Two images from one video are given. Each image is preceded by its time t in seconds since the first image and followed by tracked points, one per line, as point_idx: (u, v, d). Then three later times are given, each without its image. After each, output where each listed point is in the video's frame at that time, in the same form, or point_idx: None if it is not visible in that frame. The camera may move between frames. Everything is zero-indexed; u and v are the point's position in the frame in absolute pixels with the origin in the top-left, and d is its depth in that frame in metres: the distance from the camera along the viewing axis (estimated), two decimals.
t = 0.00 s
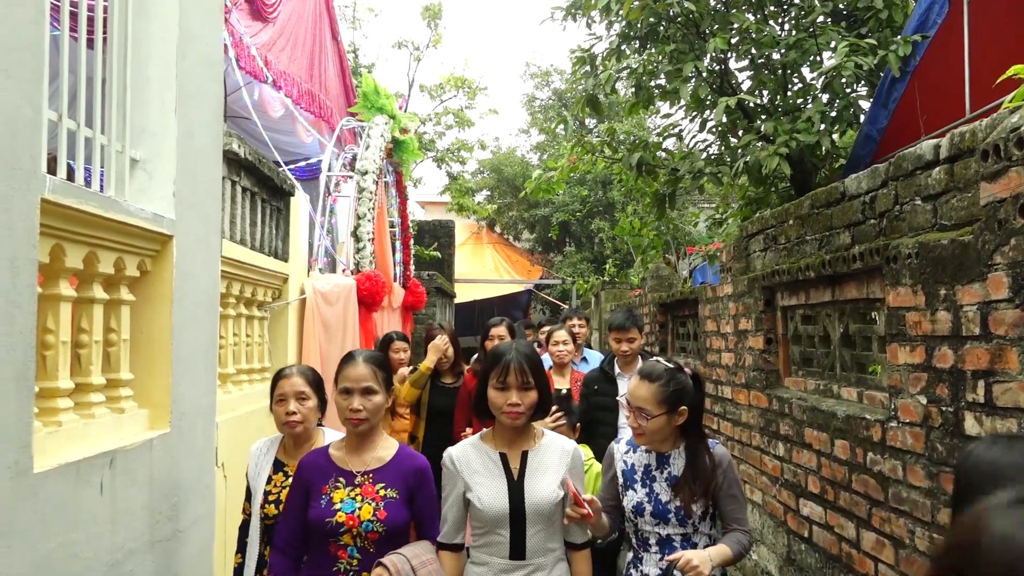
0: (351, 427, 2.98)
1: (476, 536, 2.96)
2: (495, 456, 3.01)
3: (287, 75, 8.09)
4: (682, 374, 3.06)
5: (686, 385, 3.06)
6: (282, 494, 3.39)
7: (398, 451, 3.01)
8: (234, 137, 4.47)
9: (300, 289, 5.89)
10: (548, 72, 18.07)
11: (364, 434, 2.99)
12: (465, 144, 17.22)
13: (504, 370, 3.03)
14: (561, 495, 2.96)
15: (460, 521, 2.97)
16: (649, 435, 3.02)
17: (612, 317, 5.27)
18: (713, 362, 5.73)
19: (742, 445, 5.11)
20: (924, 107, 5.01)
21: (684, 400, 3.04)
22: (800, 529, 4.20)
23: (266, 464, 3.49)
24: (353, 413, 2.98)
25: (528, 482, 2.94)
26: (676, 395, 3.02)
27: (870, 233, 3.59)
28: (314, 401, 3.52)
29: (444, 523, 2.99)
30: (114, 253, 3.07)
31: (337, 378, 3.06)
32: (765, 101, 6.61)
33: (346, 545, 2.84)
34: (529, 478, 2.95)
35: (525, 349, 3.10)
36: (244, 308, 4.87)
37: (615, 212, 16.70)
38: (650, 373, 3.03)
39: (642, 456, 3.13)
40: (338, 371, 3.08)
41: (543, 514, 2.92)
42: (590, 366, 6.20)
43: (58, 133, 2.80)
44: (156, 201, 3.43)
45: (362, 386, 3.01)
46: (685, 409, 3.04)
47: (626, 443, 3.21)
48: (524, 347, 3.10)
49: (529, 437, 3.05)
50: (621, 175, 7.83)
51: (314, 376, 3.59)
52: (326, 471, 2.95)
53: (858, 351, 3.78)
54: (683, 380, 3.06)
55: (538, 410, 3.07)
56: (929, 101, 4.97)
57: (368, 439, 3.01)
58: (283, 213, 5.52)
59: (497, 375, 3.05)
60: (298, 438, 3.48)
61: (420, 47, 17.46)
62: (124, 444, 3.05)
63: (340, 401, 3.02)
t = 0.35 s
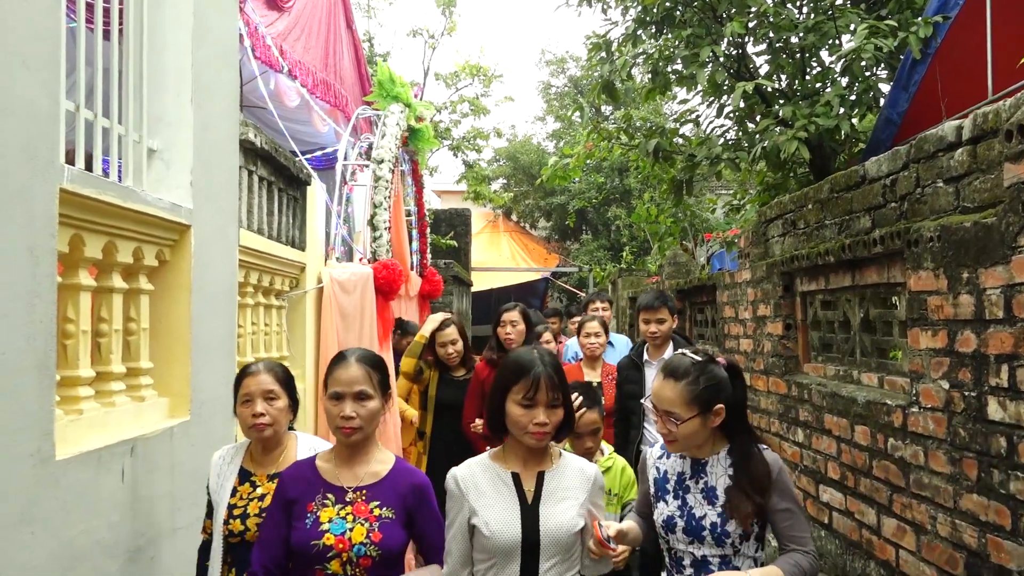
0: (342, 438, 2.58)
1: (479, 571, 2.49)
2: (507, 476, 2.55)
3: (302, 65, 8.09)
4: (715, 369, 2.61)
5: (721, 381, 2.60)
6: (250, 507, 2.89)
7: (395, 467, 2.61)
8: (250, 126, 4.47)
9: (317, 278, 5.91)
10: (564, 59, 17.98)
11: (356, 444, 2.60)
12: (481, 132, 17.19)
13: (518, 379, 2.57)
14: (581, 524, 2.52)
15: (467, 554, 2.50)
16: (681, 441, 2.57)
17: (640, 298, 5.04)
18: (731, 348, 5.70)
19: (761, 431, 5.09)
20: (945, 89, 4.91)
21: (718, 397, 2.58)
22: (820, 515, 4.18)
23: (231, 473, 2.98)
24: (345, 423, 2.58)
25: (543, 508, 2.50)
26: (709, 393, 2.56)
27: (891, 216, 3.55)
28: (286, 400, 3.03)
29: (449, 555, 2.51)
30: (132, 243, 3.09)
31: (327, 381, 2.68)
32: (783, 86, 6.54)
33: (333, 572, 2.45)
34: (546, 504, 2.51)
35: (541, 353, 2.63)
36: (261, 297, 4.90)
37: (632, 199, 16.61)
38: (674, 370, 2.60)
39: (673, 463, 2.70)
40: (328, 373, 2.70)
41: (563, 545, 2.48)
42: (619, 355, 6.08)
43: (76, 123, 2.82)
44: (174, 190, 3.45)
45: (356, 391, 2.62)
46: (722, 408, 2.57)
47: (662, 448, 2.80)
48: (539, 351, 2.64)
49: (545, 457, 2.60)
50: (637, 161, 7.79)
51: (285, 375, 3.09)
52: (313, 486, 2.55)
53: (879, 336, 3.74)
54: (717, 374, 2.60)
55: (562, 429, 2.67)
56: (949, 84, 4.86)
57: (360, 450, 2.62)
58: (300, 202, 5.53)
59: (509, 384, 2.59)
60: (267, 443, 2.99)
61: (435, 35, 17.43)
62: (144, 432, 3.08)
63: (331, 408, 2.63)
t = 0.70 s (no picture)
0: (307, 459, 2.32)
1: None
2: (508, 491, 2.29)
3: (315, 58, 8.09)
4: (710, 381, 2.36)
5: (722, 392, 2.35)
6: (217, 539, 2.59)
7: (370, 493, 2.35)
8: (263, 119, 4.48)
9: (331, 271, 5.93)
10: (576, 51, 17.92)
11: (323, 467, 2.34)
12: (493, 125, 17.16)
13: (543, 388, 2.26)
14: (593, 543, 2.27)
15: None
16: (700, 473, 2.29)
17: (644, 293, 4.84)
18: (745, 340, 5.67)
19: (776, 424, 5.07)
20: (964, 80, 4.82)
21: (727, 410, 2.34)
22: (835, 508, 4.16)
23: (198, 499, 2.69)
24: (313, 445, 2.32)
25: (550, 526, 2.25)
26: (716, 411, 2.31)
27: (908, 206, 3.52)
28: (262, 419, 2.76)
29: None
30: (146, 237, 3.10)
31: (289, 392, 2.40)
32: (798, 76, 6.49)
33: None
34: (553, 522, 2.26)
35: (556, 355, 2.34)
36: (275, 290, 4.91)
37: (645, 191, 16.53)
38: (670, 395, 2.31)
39: (680, 494, 2.42)
40: (290, 383, 2.41)
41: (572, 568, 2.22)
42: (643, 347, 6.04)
43: (90, 117, 2.82)
44: (187, 184, 3.45)
45: (320, 403, 2.35)
46: (733, 419, 2.34)
47: (658, 476, 2.50)
48: (548, 351, 2.35)
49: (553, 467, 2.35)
50: (651, 153, 7.75)
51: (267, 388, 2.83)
52: (274, 519, 2.31)
53: (895, 328, 3.71)
54: (715, 386, 2.35)
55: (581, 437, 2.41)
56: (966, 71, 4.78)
57: (329, 475, 2.36)
58: (313, 195, 5.54)
59: (533, 393, 2.27)
60: (238, 467, 2.71)
61: (447, 27, 17.40)
62: (159, 425, 3.09)
63: (294, 425, 2.36)
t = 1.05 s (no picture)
0: (247, 492, 2.02)
1: None
2: (501, 531, 2.16)
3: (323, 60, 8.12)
4: (769, 403, 2.08)
5: (781, 423, 2.06)
6: None
7: (325, 529, 2.06)
8: (272, 123, 4.51)
9: (340, 274, 5.94)
10: (583, 53, 17.93)
11: (268, 500, 2.05)
12: (501, 127, 17.18)
13: (543, 414, 2.09)
14: None
15: None
16: (735, 514, 2.03)
17: (658, 291, 4.56)
18: (755, 342, 5.66)
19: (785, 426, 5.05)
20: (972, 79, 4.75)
21: (785, 446, 2.04)
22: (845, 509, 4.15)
23: (158, 527, 2.41)
24: (252, 474, 2.01)
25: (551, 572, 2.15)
26: (768, 444, 2.02)
27: (917, 207, 3.51)
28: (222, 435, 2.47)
29: None
30: (155, 240, 3.12)
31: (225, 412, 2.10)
32: (806, 77, 6.48)
33: None
34: (555, 566, 2.17)
35: (564, 376, 2.15)
36: (284, 292, 4.93)
37: (653, 192, 16.51)
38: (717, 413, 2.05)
39: (725, 543, 2.13)
40: (227, 401, 2.11)
41: None
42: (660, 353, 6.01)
43: (101, 121, 2.84)
44: (197, 186, 3.47)
45: (262, 425, 2.05)
46: (791, 459, 2.04)
47: (697, 518, 2.20)
48: (559, 371, 2.16)
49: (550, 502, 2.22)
50: (659, 155, 7.75)
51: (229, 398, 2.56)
52: (211, 560, 2.02)
53: (905, 329, 3.71)
54: (777, 413, 2.06)
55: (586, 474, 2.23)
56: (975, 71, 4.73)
57: (274, 510, 2.07)
58: (322, 197, 5.56)
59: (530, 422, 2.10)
60: (201, 494, 2.43)
61: (454, 29, 17.43)
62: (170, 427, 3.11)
63: (231, 452, 2.06)
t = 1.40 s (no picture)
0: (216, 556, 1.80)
1: None
2: None
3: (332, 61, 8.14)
4: (835, 429, 1.88)
5: (846, 453, 1.85)
6: None
7: None
8: (281, 123, 4.52)
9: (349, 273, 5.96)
10: (591, 53, 17.92)
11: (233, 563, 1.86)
12: (509, 127, 17.18)
13: (582, 460, 1.77)
14: None
15: None
16: (789, 558, 1.81)
17: (696, 292, 4.23)
18: (764, 342, 5.64)
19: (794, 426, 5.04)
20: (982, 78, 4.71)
21: (851, 481, 1.83)
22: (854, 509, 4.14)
23: None
24: (230, 534, 1.81)
25: None
26: (831, 475, 1.82)
27: (927, 206, 3.50)
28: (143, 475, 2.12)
29: None
30: (165, 240, 3.13)
31: (189, 457, 1.85)
32: (815, 76, 6.46)
33: None
34: None
35: (609, 415, 1.81)
36: (294, 292, 4.95)
37: (661, 192, 16.47)
38: (771, 433, 1.86)
39: None
40: (190, 443, 1.86)
41: None
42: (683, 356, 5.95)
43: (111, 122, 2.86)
44: (207, 186, 3.49)
45: (242, 474, 1.84)
46: (860, 498, 1.82)
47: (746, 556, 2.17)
48: (603, 408, 1.82)
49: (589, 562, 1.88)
50: (667, 154, 7.74)
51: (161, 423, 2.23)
52: None
53: (915, 329, 3.69)
54: (845, 439, 1.86)
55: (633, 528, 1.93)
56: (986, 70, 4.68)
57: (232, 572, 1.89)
58: (331, 197, 5.57)
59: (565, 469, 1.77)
60: (119, 544, 2.10)
61: (462, 30, 17.45)
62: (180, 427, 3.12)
63: (198, 508, 1.81)
